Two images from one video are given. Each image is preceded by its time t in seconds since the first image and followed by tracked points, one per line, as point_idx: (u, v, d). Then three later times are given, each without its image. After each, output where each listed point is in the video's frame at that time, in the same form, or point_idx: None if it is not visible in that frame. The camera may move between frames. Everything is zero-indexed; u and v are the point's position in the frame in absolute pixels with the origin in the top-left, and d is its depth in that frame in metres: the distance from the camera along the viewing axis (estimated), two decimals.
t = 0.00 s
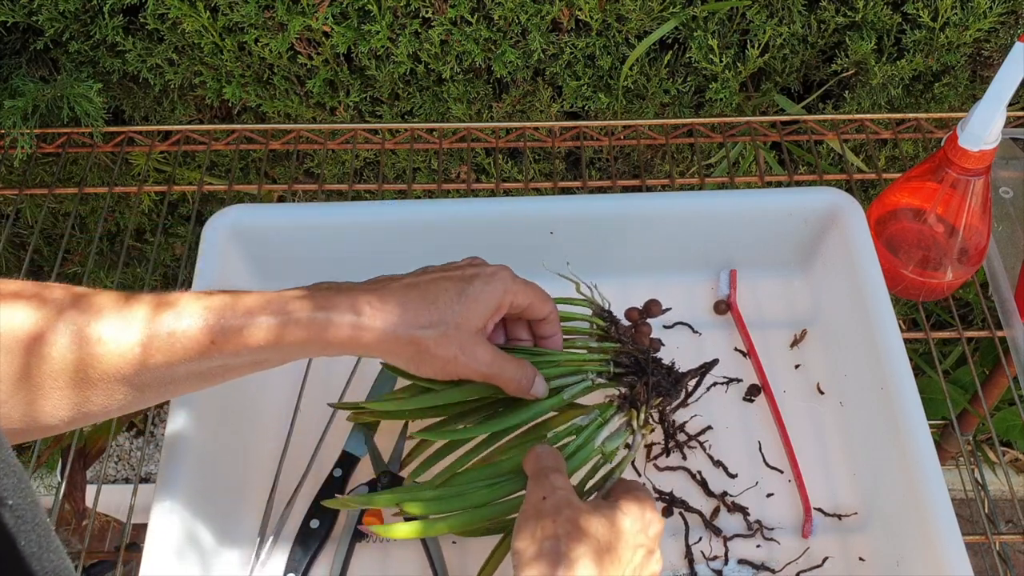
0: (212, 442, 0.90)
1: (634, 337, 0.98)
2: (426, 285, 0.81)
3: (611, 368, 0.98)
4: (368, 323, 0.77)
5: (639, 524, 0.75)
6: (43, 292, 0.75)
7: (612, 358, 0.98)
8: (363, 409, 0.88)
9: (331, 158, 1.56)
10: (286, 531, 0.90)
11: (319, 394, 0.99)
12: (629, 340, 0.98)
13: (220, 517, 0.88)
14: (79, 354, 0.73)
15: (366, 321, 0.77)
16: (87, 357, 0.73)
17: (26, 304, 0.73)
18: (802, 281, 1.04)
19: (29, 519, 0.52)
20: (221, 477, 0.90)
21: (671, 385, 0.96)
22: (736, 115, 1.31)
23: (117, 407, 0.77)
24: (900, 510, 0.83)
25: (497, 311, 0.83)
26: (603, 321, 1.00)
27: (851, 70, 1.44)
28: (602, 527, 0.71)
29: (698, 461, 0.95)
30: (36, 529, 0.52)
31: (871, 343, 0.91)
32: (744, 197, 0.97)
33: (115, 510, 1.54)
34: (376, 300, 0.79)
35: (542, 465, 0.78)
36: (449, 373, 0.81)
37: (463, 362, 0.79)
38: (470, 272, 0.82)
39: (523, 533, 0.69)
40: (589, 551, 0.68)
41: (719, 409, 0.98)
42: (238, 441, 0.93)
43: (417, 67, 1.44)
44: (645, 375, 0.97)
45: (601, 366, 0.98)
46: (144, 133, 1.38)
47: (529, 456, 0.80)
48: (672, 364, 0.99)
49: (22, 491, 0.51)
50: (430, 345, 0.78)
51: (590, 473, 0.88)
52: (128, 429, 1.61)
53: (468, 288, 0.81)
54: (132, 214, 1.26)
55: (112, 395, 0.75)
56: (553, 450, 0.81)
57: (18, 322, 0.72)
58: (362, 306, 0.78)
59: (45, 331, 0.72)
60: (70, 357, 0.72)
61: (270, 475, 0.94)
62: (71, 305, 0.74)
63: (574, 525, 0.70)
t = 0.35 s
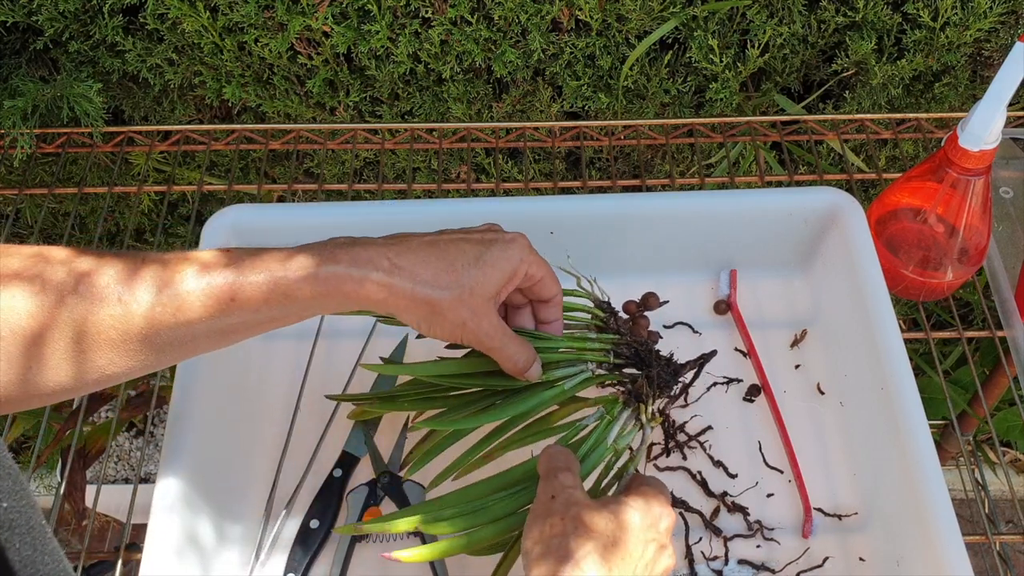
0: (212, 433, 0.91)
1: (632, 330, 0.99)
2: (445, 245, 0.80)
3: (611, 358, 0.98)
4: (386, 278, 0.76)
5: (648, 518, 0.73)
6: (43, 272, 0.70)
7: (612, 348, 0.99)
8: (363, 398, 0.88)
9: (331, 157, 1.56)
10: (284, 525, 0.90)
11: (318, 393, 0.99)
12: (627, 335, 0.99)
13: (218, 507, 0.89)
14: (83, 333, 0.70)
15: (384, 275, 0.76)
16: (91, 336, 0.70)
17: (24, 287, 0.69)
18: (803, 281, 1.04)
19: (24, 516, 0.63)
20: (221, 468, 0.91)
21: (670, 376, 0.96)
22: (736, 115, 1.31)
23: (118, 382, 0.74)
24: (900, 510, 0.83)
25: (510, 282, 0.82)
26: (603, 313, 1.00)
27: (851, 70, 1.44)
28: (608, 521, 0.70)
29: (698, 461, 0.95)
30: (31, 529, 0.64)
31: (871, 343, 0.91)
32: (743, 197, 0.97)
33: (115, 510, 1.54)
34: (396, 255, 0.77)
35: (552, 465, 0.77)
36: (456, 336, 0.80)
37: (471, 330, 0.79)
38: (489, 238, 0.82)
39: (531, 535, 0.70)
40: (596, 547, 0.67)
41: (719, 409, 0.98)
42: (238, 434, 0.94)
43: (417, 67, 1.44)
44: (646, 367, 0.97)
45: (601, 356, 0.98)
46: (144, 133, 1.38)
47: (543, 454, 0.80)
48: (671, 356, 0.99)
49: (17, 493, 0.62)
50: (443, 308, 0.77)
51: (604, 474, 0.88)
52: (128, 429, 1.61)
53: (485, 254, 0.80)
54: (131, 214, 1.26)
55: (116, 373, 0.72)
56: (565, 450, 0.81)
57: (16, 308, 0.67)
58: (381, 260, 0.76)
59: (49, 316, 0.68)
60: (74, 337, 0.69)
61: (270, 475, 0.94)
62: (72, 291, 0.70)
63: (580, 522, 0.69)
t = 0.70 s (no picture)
0: (212, 435, 0.91)
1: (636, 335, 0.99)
2: (463, 243, 0.81)
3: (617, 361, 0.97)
4: (407, 263, 0.77)
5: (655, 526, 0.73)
6: (44, 262, 0.69)
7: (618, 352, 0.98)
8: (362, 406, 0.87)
9: (331, 157, 1.56)
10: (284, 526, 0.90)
11: (318, 393, 0.99)
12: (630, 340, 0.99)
13: (217, 508, 0.89)
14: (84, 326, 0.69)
15: (405, 260, 0.77)
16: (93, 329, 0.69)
17: (25, 277, 0.67)
18: (802, 281, 1.04)
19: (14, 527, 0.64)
20: (220, 470, 0.91)
21: (676, 381, 0.96)
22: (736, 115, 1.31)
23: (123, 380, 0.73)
24: (900, 510, 0.83)
25: (525, 288, 0.83)
26: (605, 319, 1.00)
27: (851, 70, 1.44)
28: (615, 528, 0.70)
29: (698, 461, 0.95)
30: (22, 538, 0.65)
31: (871, 343, 0.91)
32: (743, 197, 0.97)
33: (115, 510, 1.54)
34: (416, 243, 0.79)
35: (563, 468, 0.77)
36: (471, 332, 0.81)
37: (487, 324, 0.79)
38: (505, 244, 0.84)
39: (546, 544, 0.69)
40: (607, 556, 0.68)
41: (719, 409, 0.98)
42: (238, 436, 0.94)
43: (417, 67, 1.44)
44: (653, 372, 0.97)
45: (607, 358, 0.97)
46: (144, 133, 1.38)
47: (550, 459, 0.80)
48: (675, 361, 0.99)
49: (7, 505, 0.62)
50: (461, 298, 0.78)
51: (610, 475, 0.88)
52: (128, 429, 1.61)
53: (503, 254, 0.82)
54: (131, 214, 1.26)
55: (120, 370, 0.71)
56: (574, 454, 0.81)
57: (17, 299, 0.66)
58: (402, 246, 0.77)
59: (49, 305, 0.67)
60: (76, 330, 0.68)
61: (271, 476, 0.94)
62: (74, 280, 0.69)
63: (590, 529, 0.69)
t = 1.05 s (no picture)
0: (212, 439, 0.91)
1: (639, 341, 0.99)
2: (486, 268, 0.81)
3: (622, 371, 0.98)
4: (429, 293, 0.76)
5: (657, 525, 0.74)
6: (45, 259, 0.69)
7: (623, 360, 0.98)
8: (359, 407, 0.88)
9: (331, 158, 1.56)
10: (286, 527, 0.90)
11: (318, 393, 0.99)
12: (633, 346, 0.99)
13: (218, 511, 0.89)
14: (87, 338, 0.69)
15: (428, 290, 0.76)
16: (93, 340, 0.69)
17: (26, 273, 0.67)
18: (802, 281, 1.04)
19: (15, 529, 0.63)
20: (221, 472, 0.91)
21: (680, 391, 0.96)
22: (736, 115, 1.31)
23: (122, 389, 0.73)
24: (900, 510, 0.83)
25: (544, 313, 0.83)
26: (609, 327, 1.01)
27: (851, 70, 1.44)
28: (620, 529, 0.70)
29: (698, 461, 0.95)
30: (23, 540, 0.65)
31: (871, 343, 0.91)
32: (743, 197, 0.97)
33: (115, 510, 1.54)
34: (440, 269, 0.78)
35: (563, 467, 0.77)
36: (488, 361, 0.80)
37: (505, 356, 0.79)
38: (525, 266, 0.83)
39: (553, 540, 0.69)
40: (610, 556, 0.68)
41: (719, 409, 0.98)
42: (238, 440, 0.94)
43: (417, 67, 1.44)
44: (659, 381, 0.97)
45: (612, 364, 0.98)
46: (144, 133, 1.38)
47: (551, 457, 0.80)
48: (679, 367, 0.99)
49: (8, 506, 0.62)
50: (482, 328, 0.78)
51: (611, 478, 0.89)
52: (128, 429, 1.61)
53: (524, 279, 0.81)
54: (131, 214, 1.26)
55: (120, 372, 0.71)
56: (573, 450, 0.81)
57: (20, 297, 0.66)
58: (427, 274, 0.77)
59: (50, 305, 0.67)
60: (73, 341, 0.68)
61: (270, 477, 0.94)
62: (74, 276, 0.69)
63: (591, 528, 0.69)
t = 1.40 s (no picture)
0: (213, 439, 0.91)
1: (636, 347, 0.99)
2: (472, 261, 0.81)
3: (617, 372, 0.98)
4: (415, 284, 0.77)
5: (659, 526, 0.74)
6: (44, 259, 0.69)
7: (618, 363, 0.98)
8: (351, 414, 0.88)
9: (331, 157, 1.56)
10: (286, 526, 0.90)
11: (318, 393, 0.99)
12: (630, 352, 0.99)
13: (218, 510, 0.89)
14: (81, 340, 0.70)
15: (414, 281, 0.77)
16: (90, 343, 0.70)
17: (24, 279, 0.68)
18: (802, 281, 1.04)
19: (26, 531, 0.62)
20: (220, 472, 0.91)
21: (675, 395, 0.96)
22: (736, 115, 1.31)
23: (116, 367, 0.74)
24: (899, 510, 0.83)
25: (531, 305, 0.83)
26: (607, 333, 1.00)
27: (851, 70, 1.44)
28: (620, 532, 0.70)
29: (698, 461, 0.95)
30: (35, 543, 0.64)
31: (871, 343, 0.91)
32: (744, 197, 0.97)
33: (115, 510, 1.53)
34: (426, 262, 0.79)
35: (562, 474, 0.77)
36: (475, 353, 0.81)
37: (491, 346, 0.80)
38: (513, 259, 0.84)
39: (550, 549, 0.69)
40: (610, 560, 0.68)
41: (719, 409, 0.98)
42: (238, 440, 0.94)
43: (417, 67, 1.44)
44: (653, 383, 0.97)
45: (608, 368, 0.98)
46: (144, 133, 1.38)
47: (550, 465, 0.80)
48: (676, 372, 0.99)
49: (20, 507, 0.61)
50: (467, 319, 0.78)
51: (611, 482, 0.88)
52: (128, 429, 1.61)
53: (510, 271, 0.82)
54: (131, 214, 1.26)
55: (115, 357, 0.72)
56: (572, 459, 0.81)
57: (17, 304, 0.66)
58: (412, 267, 0.78)
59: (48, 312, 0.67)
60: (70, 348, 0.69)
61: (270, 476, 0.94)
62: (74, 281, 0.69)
63: (592, 532, 0.69)
